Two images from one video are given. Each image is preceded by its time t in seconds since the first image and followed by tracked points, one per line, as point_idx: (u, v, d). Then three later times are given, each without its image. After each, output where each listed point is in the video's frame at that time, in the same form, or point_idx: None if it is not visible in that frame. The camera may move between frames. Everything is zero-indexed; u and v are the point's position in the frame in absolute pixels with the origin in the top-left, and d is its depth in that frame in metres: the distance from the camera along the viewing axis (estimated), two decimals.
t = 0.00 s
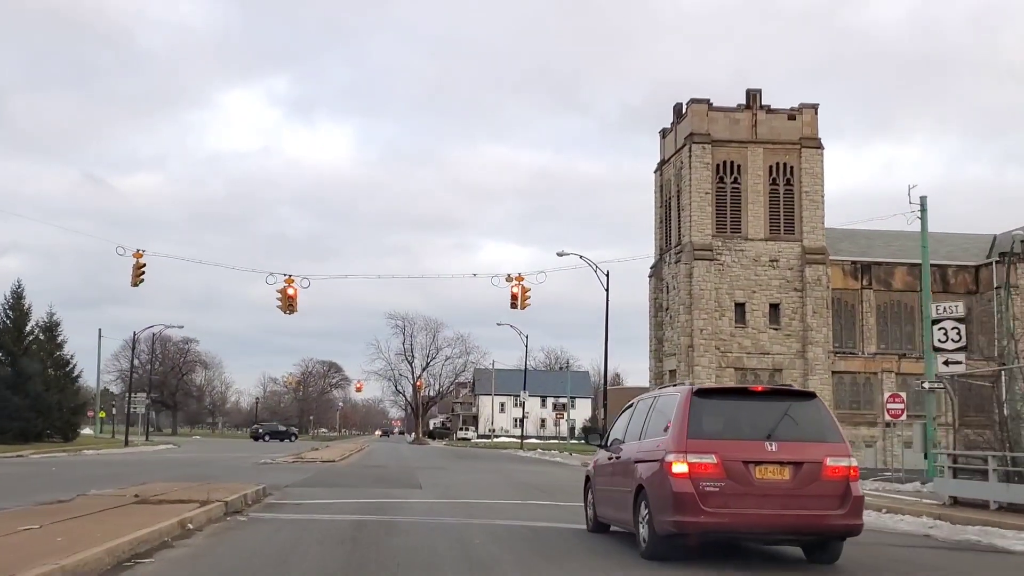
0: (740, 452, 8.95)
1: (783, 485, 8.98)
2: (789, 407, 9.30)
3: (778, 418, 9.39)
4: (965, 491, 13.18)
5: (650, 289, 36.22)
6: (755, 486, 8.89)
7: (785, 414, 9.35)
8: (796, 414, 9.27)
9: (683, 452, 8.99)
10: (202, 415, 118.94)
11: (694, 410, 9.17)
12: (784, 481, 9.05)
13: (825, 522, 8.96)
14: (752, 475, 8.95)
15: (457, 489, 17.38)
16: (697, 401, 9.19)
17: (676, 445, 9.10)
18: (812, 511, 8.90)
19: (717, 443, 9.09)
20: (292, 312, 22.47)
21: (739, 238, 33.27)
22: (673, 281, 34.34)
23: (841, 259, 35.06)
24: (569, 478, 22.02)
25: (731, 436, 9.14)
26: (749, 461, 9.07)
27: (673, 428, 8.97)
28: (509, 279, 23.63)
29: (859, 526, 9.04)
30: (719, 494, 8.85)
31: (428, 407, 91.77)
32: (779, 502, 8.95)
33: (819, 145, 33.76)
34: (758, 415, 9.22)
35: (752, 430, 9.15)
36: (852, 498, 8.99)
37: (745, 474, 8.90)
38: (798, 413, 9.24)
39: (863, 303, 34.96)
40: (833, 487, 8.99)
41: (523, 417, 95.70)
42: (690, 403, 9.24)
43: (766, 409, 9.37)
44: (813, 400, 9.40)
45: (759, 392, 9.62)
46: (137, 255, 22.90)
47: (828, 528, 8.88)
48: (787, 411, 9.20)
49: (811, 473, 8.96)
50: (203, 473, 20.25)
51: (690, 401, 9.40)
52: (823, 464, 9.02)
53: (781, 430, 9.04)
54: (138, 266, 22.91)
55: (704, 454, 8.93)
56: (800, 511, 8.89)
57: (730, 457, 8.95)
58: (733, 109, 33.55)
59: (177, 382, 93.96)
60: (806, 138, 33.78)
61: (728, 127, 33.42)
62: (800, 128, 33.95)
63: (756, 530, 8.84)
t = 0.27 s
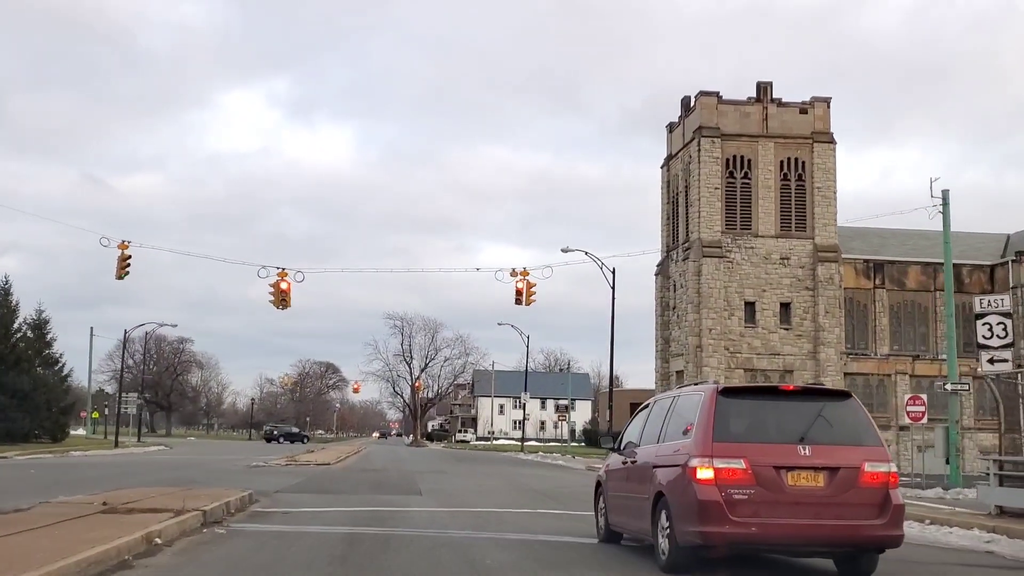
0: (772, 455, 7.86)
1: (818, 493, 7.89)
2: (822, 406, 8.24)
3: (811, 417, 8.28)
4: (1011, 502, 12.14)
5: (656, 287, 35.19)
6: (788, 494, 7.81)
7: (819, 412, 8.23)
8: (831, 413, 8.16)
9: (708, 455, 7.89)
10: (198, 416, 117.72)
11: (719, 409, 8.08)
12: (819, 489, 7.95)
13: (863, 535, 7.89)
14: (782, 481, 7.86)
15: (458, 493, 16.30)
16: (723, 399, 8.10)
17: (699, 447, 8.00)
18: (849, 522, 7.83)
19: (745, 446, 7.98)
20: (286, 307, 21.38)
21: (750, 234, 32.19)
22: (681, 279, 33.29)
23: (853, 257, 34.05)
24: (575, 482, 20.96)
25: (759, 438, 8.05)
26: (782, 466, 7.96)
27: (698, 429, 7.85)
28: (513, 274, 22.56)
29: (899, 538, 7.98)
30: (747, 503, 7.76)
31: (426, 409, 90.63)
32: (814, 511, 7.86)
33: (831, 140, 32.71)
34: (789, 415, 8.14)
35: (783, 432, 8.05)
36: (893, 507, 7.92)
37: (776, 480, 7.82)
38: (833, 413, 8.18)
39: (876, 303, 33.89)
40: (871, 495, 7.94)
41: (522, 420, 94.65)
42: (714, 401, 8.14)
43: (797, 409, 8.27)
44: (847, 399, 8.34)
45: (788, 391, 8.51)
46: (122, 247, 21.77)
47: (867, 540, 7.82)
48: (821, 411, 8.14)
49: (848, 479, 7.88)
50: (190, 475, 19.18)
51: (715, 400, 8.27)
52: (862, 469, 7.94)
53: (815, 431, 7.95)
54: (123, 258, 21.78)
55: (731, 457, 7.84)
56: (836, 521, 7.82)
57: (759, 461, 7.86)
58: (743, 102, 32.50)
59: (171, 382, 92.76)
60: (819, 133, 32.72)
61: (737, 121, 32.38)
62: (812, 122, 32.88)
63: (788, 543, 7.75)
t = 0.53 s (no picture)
0: (815, 462, 6.86)
1: (867, 504, 6.87)
2: (868, 406, 7.21)
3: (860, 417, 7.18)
4: None
5: (665, 287, 34.08)
6: (833, 506, 6.82)
7: (869, 412, 7.15)
8: (880, 415, 7.09)
9: (743, 463, 6.90)
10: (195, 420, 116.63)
11: (754, 410, 7.08)
12: (869, 499, 6.91)
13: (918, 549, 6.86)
14: (827, 490, 6.84)
15: (462, 501, 15.15)
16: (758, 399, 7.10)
17: (733, 452, 7.00)
18: (901, 537, 6.83)
19: (786, 450, 6.92)
20: (280, 304, 20.27)
21: (762, 232, 31.07)
22: (691, 278, 32.18)
23: (868, 257, 33.23)
24: (585, 488, 19.83)
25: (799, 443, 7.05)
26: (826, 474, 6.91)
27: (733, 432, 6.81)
28: (520, 270, 21.49)
29: (956, 552, 6.96)
30: (787, 515, 6.77)
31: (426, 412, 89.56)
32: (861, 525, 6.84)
33: (847, 134, 31.60)
34: (832, 416, 7.12)
35: (828, 435, 6.99)
36: (950, 518, 6.91)
37: (820, 490, 6.82)
38: (882, 414, 7.15)
39: (892, 303, 32.76)
40: (924, 506, 6.93)
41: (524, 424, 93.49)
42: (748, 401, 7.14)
43: (841, 408, 7.19)
44: (897, 398, 7.32)
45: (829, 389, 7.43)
46: (107, 240, 20.64)
47: (920, 556, 6.83)
48: (868, 412, 7.12)
49: (900, 487, 6.86)
50: (177, 481, 18.04)
51: (750, 400, 7.21)
52: (915, 476, 6.91)
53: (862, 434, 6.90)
54: (109, 252, 20.65)
55: (770, 464, 6.84)
56: (886, 537, 6.82)
57: (801, 468, 6.86)
58: (755, 95, 31.40)
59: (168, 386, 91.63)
60: (834, 127, 31.62)
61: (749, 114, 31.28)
62: (826, 116, 31.77)
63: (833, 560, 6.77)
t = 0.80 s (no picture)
0: (862, 470, 5.93)
1: (918, 519, 5.92)
2: (919, 409, 6.28)
3: (910, 421, 6.24)
4: None
5: (671, 288, 33.19)
6: (881, 521, 5.87)
7: (919, 416, 6.22)
8: (932, 420, 6.17)
9: (781, 472, 5.97)
10: (192, 424, 115.62)
11: (791, 413, 6.18)
12: (922, 514, 5.95)
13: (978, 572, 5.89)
14: (874, 504, 5.90)
15: (464, 511, 14.17)
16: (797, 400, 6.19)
17: (768, 461, 6.08)
18: (958, 557, 5.87)
19: (827, 457, 6.00)
20: (273, 302, 19.36)
21: (772, 231, 30.18)
22: (698, 279, 31.29)
23: (881, 256, 32.08)
24: (594, 497, 18.84)
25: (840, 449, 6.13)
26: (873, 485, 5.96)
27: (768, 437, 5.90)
28: (524, 268, 20.60)
29: None
30: (830, 532, 5.82)
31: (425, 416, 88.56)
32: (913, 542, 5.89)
33: (859, 131, 30.71)
34: (877, 420, 6.20)
35: (873, 441, 6.08)
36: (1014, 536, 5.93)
37: (867, 502, 5.88)
38: (934, 419, 6.22)
39: (905, 304, 31.91)
40: (984, 522, 5.96)
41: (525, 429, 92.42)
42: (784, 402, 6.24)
43: (887, 412, 6.26)
44: (949, 401, 6.40)
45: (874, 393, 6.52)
46: (93, 235, 19.66)
47: None
48: (919, 416, 6.20)
49: (955, 501, 5.91)
50: (163, 489, 17.08)
51: (785, 404, 6.32)
52: (973, 490, 5.96)
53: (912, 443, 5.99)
54: (94, 248, 19.66)
55: (812, 473, 5.92)
56: (942, 557, 5.86)
57: (845, 478, 5.92)
58: (764, 90, 30.55)
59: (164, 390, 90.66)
60: (845, 123, 30.73)
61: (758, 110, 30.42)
62: (838, 112, 30.90)
63: None
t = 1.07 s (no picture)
0: (915, 479, 5.15)
1: (979, 536, 5.11)
2: (976, 411, 5.49)
3: (967, 424, 5.45)
4: None
5: (676, 290, 32.40)
6: (937, 538, 5.07)
7: (977, 420, 5.43)
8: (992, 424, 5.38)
9: (823, 480, 5.18)
10: (189, 428, 114.66)
11: (833, 414, 5.41)
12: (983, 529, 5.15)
13: None
14: (929, 518, 5.10)
15: (466, 521, 13.31)
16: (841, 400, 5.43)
17: (808, 468, 5.29)
18: None
19: (876, 464, 5.21)
20: (267, 300, 18.56)
21: (781, 231, 29.41)
22: (705, 280, 30.51)
23: (893, 257, 31.33)
24: (600, 505, 17.99)
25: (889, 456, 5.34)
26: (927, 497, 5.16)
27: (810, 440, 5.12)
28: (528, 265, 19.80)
29: None
30: (882, 549, 5.01)
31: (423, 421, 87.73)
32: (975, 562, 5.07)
33: (871, 129, 29.96)
34: (931, 423, 5.40)
35: (927, 448, 5.28)
36: None
37: (922, 515, 5.08)
38: (994, 422, 5.43)
39: (917, 307, 31.22)
40: None
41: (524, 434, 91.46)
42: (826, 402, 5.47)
43: (943, 414, 5.46)
44: (1011, 403, 5.60)
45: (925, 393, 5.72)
46: (80, 230, 18.85)
47: None
48: (978, 418, 5.41)
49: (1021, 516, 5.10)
50: (149, 494, 16.25)
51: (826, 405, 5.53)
52: None
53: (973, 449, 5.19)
54: (81, 243, 18.83)
55: (858, 483, 5.13)
56: None
57: (897, 488, 5.13)
58: (773, 87, 29.81)
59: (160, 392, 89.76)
60: (856, 121, 29.99)
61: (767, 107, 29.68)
62: (849, 109, 30.15)
63: None
